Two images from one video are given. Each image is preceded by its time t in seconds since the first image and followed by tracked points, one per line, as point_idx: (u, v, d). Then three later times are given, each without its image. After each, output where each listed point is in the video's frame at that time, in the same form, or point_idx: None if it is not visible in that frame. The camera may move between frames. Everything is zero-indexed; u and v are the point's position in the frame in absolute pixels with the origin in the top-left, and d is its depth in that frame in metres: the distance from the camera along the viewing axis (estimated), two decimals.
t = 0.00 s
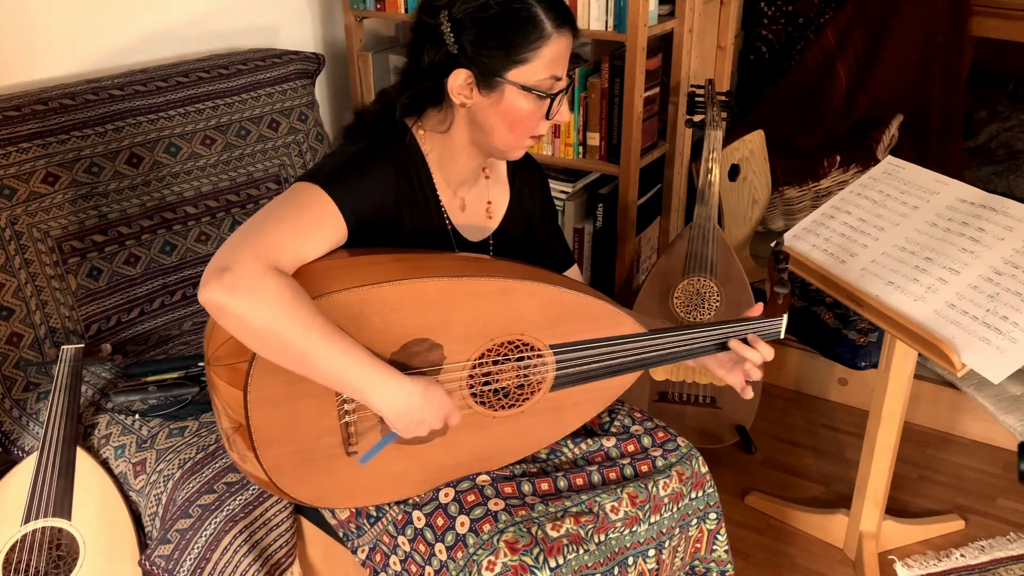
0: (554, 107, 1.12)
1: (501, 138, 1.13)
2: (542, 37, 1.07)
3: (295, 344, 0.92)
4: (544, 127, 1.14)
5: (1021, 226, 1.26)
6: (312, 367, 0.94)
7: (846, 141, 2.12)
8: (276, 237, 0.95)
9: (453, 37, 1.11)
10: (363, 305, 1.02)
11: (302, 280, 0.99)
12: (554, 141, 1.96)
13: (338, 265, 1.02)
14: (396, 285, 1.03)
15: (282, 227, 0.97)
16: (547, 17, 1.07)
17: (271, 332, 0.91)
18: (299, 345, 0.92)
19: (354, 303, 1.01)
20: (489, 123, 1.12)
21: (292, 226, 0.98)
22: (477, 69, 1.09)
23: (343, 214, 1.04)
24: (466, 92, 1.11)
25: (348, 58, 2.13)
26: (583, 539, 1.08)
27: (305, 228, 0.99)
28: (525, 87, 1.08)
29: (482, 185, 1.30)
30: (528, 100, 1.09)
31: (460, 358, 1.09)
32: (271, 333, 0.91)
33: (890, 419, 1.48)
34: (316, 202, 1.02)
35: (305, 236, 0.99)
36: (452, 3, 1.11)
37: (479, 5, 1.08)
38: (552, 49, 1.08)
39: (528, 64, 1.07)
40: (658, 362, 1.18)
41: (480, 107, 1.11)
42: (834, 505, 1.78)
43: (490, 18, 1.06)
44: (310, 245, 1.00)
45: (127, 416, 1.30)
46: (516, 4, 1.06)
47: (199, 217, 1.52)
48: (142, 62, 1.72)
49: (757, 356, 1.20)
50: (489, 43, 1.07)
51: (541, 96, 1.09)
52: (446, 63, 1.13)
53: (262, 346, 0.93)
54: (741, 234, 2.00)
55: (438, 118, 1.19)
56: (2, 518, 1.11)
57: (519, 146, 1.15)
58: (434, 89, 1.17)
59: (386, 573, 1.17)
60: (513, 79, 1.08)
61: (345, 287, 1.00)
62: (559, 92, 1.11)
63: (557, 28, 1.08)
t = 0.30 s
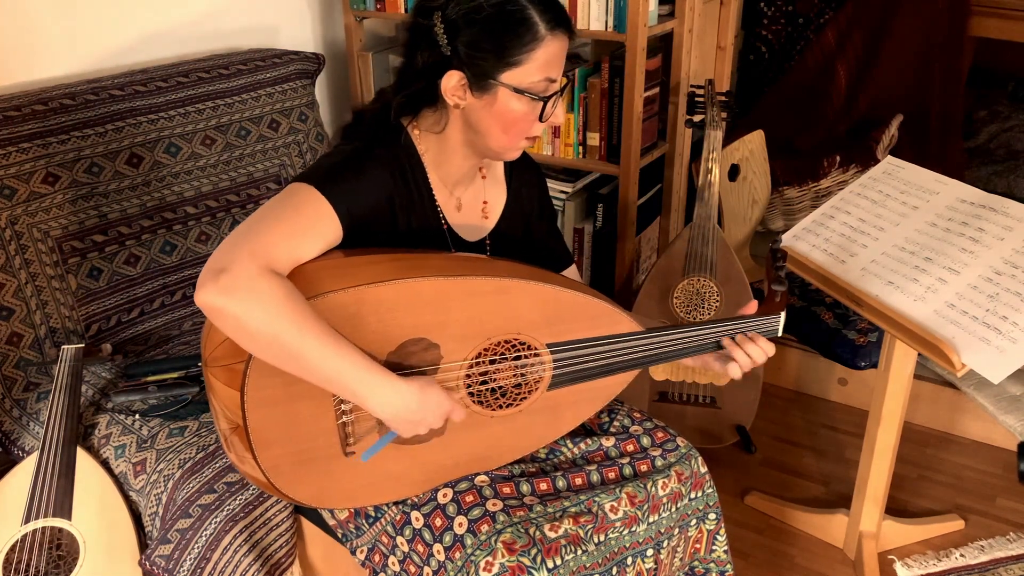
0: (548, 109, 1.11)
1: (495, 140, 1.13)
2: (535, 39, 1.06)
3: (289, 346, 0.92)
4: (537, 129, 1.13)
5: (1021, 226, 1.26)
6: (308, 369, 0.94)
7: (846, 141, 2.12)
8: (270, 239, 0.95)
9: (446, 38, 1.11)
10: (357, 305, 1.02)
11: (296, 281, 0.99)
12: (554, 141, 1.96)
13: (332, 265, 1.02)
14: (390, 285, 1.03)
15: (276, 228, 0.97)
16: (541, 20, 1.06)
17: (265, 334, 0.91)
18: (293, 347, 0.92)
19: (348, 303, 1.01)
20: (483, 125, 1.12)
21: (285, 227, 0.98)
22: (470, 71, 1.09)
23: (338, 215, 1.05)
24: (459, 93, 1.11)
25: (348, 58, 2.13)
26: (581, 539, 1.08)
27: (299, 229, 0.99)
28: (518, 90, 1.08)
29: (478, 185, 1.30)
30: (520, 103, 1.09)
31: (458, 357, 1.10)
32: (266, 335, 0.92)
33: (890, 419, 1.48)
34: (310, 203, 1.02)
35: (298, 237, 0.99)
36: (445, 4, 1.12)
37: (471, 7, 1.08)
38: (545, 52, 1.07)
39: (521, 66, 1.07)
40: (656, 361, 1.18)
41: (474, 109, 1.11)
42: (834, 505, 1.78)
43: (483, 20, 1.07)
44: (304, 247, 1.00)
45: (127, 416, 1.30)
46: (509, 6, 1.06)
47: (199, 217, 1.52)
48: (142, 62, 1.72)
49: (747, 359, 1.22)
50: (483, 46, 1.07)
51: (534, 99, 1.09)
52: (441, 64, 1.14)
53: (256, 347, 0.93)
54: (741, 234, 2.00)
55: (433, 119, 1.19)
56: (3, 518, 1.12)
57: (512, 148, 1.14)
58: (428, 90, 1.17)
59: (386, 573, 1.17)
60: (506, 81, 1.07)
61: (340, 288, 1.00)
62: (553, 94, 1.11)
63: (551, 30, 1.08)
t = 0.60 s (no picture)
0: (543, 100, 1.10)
1: (493, 134, 1.13)
2: (526, 30, 1.06)
3: (297, 346, 0.92)
4: (535, 122, 1.13)
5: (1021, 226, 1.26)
6: (314, 368, 0.94)
7: (846, 141, 2.12)
8: (276, 238, 0.95)
9: (436, 34, 1.12)
10: (363, 304, 1.01)
11: (304, 280, 0.99)
12: (554, 142, 1.96)
13: (336, 265, 1.02)
14: (397, 285, 1.03)
15: (281, 227, 0.97)
16: (531, 10, 1.06)
17: (273, 332, 0.91)
18: (301, 347, 0.92)
19: (355, 303, 1.01)
20: (482, 122, 1.12)
21: (290, 226, 0.98)
22: (462, 66, 1.09)
23: (341, 214, 1.05)
24: (454, 89, 1.12)
25: (347, 58, 2.13)
26: (582, 540, 1.08)
27: (303, 227, 0.99)
28: (512, 82, 1.08)
29: (478, 184, 1.30)
30: (515, 95, 1.09)
31: (460, 358, 1.09)
32: (273, 333, 0.91)
33: (890, 419, 1.48)
34: (313, 203, 1.02)
35: (303, 236, 0.99)
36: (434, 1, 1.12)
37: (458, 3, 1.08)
38: (538, 43, 1.07)
39: (515, 57, 1.06)
40: (658, 362, 1.18)
41: (470, 104, 1.11)
42: (834, 505, 1.78)
43: (473, 14, 1.06)
44: (309, 246, 1.00)
45: (127, 416, 1.30)
46: None
47: (199, 217, 1.52)
48: (142, 62, 1.72)
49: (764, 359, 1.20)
50: (475, 38, 1.07)
51: (529, 91, 1.09)
52: (432, 61, 1.15)
53: (263, 345, 0.93)
54: (741, 234, 2.00)
55: (432, 117, 1.20)
56: (3, 518, 1.11)
57: (512, 143, 1.15)
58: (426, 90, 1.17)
59: (386, 573, 1.17)
60: (503, 74, 1.07)
61: (345, 287, 1.00)
62: (549, 85, 1.10)
63: (542, 20, 1.07)
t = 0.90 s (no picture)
0: (550, 112, 1.11)
1: (496, 141, 1.13)
2: (540, 42, 1.06)
3: (296, 343, 0.92)
4: (539, 133, 1.13)
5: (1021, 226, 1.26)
6: (313, 365, 0.94)
7: (845, 141, 2.12)
8: (278, 235, 0.95)
9: (451, 36, 1.11)
10: (366, 303, 1.01)
11: (307, 277, 0.99)
12: (554, 141, 1.96)
13: (338, 263, 1.02)
14: (400, 283, 1.03)
15: (284, 225, 0.96)
16: (548, 22, 1.06)
17: (272, 329, 0.91)
18: (300, 343, 0.92)
19: (358, 301, 1.01)
20: (486, 124, 1.12)
21: (293, 224, 0.97)
22: (473, 69, 1.09)
23: (345, 212, 1.05)
24: (462, 90, 1.11)
25: (348, 57, 2.13)
26: (582, 539, 1.08)
27: (306, 225, 0.99)
28: (520, 91, 1.07)
29: (482, 186, 1.30)
30: (523, 104, 1.09)
31: (461, 357, 1.09)
32: (272, 330, 0.91)
33: (890, 418, 1.48)
34: (317, 200, 1.02)
35: (305, 234, 0.99)
36: None
37: (477, 4, 1.07)
38: (551, 53, 1.07)
39: (525, 67, 1.06)
40: (658, 364, 1.18)
41: (475, 106, 1.11)
42: (834, 505, 1.78)
43: (490, 18, 1.06)
44: (311, 244, 1.00)
45: (127, 416, 1.30)
46: (516, 5, 1.05)
47: (199, 217, 1.52)
48: (142, 61, 1.72)
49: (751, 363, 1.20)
50: (489, 43, 1.06)
51: (537, 101, 1.09)
52: (444, 60, 1.14)
53: (262, 342, 0.93)
54: (741, 234, 2.00)
55: (437, 116, 1.19)
56: (3, 518, 1.11)
57: (514, 151, 1.15)
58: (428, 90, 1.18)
59: (386, 573, 1.17)
60: (508, 80, 1.07)
61: (346, 285, 1.00)
62: (557, 98, 1.11)
63: (557, 32, 1.07)
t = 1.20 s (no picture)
0: (557, 119, 1.11)
1: (500, 143, 1.13)
2: (551, 47, 1.06)
3: (295, 342, 0.92)
4: (543, 139, 1.13)
5: (1021, 227, 1.26)
6: (310, 365, 0.94)
7: (845, 141, 2.12)
8: (279, 235, 0.95)
9: (464, 36, 1.11)
10: (366, 303, 1.02)
11: (306, 277, 0.99)
12: (554, 141, 1.96)
13: (338, 263, 1.02)
14: (400, 284, 1.03)
15: (285, 224, 0.96)
16: (560, 29, 1.07)
17: (271, 328, 0.91)
18: (297, 343, 0.92)
19: (358, 301, 1.01)
20: (490, 125, 1.12)
21: (294, 223, 0.97)
22: (483, 70, 1.09)
23: (347, 212, 1.05)
24: (469, 92, 1.11)
25: (347, 57, 2.13)
26: (582, 540, 1.08)
27: (307, 225, 0.99)
28: (525, 96, 1.08)
29: (483, 187, 1.30)
30: (530, 110, 1.09)
31: (461, 357, 1.09)
32: (271, 329, 0.91)
33: (890, 419, 1.48)
34: (320, 199, 1.02)
35: (307, 234, 0.99)
36: (468, 2, 1.11)
37: (493, 7, 1.08)
38: (561, 61, 1.08)
39: (536, 72, 1.07)
40: (658, 365, 1.18)
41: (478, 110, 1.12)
42: (834, 505, 1.78)
43: (504, 22, 1.07)
44: (313, 243, 1.00)
45: (127, 416, 1.30)
46: (530, 11, 1.06)
47: (199, 217, 1.52)
48: (142, 61, 1.72)
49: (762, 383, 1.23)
50: (500, 46, 1.07)
51: (544, 107, 1.09)
52: (453, 60, 1.14)
53: (261, 341, 0.93)
54: (741, 234, 2.00)
55: (443, 116, 1.19)
56: (3, 518, 1.11)
57: (517, 155, 1.15)
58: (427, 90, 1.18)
59: (386, 573, 1.17)
60: (512, 82, 1.07)
61: (345, 286, 1.00)
62: (563, 106, 1.11)
63: (568, 41, 1.08)
